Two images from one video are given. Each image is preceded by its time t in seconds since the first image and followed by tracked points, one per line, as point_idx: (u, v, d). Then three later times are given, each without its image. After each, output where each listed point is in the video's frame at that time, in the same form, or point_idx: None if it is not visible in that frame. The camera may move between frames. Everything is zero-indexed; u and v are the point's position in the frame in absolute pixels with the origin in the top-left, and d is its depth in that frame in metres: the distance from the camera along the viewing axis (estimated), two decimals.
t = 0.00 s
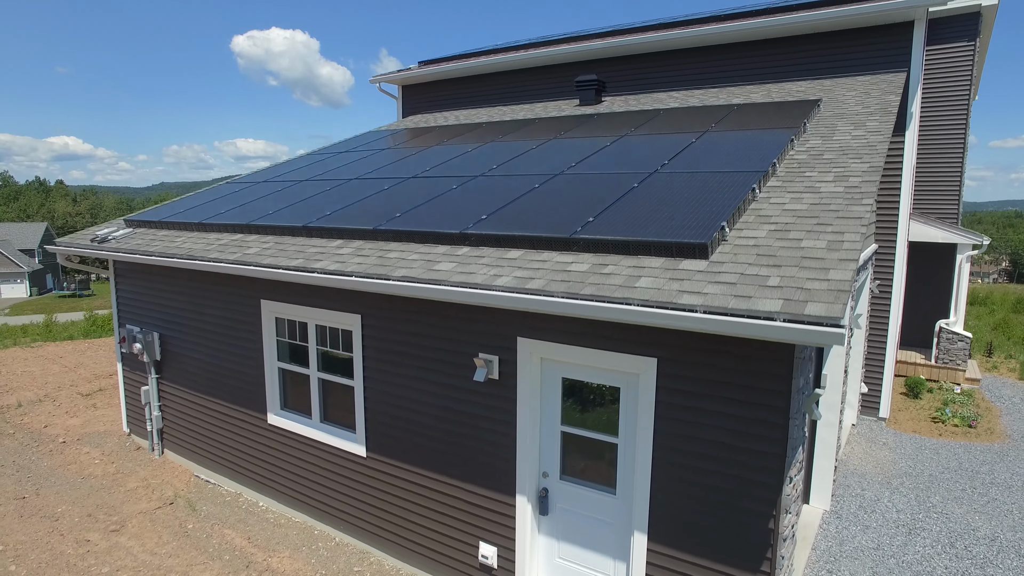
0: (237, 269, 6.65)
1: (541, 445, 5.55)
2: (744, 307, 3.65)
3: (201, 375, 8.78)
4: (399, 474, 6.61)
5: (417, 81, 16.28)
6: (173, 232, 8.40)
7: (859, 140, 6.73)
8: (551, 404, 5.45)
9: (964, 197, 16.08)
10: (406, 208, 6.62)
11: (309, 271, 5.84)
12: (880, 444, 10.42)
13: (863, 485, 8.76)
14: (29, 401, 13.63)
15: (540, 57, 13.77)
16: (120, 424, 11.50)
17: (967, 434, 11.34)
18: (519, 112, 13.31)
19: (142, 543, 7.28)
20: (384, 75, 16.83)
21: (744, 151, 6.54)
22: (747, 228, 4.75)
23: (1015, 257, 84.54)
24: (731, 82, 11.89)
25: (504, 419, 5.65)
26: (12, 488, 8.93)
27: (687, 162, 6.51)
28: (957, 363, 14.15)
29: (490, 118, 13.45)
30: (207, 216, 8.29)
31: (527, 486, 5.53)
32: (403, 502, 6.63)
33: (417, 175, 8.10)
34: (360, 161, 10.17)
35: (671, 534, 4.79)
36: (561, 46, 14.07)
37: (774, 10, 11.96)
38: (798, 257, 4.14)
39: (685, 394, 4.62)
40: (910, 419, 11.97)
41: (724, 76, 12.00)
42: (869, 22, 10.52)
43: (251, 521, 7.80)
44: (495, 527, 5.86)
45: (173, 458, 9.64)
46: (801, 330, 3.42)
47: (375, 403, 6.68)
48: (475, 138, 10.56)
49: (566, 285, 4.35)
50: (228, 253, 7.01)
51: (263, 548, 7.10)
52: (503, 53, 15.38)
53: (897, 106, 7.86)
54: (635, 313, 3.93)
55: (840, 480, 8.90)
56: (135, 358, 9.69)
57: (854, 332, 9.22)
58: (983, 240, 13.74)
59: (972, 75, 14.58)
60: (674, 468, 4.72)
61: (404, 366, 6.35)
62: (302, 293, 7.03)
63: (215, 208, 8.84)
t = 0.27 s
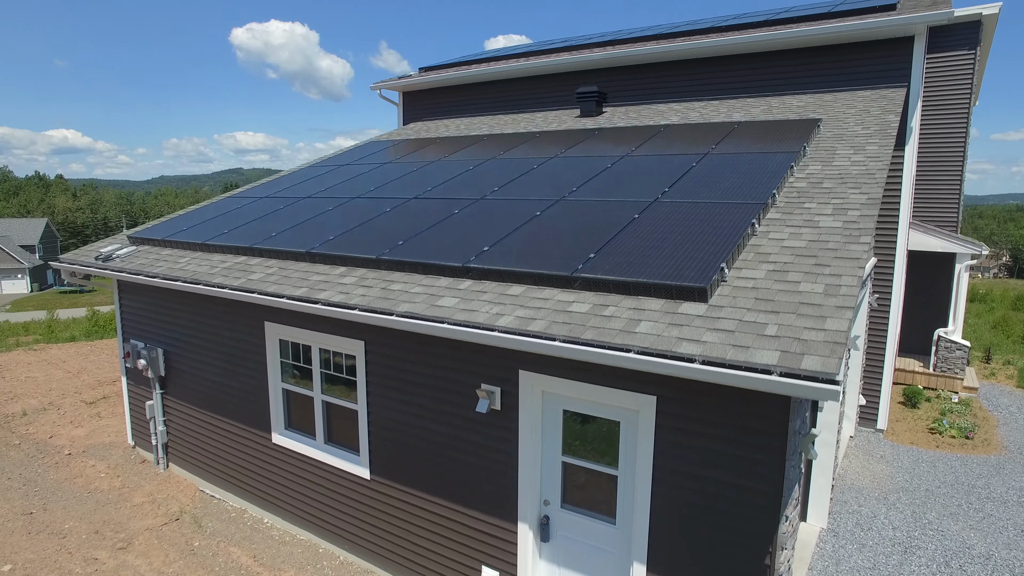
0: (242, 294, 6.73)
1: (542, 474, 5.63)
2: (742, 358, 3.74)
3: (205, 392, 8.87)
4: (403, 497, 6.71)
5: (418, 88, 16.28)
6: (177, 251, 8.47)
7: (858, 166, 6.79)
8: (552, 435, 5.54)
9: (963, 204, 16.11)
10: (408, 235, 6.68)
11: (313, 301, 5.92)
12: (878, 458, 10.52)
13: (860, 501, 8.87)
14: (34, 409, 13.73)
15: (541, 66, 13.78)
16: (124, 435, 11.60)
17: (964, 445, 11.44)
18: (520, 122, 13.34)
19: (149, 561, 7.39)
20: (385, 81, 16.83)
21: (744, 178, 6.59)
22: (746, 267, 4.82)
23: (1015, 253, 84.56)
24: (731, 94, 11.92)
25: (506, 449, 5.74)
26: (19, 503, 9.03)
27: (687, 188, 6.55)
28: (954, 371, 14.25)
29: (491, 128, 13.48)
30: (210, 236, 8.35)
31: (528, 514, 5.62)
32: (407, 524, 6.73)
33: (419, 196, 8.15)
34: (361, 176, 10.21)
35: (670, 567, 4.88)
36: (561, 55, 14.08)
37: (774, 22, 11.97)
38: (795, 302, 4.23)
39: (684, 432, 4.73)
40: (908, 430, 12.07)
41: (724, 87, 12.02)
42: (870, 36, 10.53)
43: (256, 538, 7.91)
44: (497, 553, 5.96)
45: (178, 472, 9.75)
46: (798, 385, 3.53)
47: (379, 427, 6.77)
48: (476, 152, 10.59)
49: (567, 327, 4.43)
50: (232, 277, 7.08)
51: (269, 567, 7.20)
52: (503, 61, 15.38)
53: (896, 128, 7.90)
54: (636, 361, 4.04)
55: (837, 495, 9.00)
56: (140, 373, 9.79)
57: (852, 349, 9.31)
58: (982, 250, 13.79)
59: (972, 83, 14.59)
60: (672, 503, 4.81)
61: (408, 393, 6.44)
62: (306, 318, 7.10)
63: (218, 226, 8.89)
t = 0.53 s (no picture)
0: (247, 321, 6.80)
1: (544, 504, 5.71)
2: (740, 408, 3.83)
3: (210, 409, 8.97)
4: (407, 521, 6.80)
5: (419, 95, 16.27)
6: (181, 271, 8.54)
7: (857, 194, 6.84)
8: (554, 465, 5.63)
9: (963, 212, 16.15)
10: (411, 262, 6.74)
11: (318, 332, 6.00)
12: (875, 471, 10.63)
13: (857, 517, 8.98)
14: (39, 418, 13.82)
15: (542, 76, 13.79)
16: (129, 447, 11.70)
17: (961, 457, 11.54)
18: (521, 133, 13.37)
19: None
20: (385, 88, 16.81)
21: (744, 206, 6.64)
22: (745, 306, 4.90)
23: (1015, 249, 84.60)
24: (732, 106, 11.95)
25: (509, 478, 5.83)
26: (27, 518, 9.14)
27: (688, 215, 6.60)
28: (953, 380, 14.42)
29: (492, 139, 13.51)
30: (214, 256, 8.41)
31: (530, 541, 5.71)
32: (411, 547, 6.82)
33: (422, 217, 8.19)
34: (363, 192, 10.25)
35: None
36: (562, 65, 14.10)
37: (775, 35, 11.98)
38: (793, 347, 4.31)
39: (683, 470, 4.83)
40: (905, 441, 12.17)
41: (725, 100, 12.04)
42: (870, 52, 10.55)
43: (262, 556, 8.02)
44: None
45: (183, 487, 9.86)
46: (795, 439, 3.62)
47: (383, 451, 6.88)
48: (477, 167, 10.63)
49: (570, 370, 4.52)
50: (237, 302, 7.15)
51: None
52: (504, 69, 15.38)
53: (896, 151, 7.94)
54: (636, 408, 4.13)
55: (835, 512, 9.11)
56: (145, 389, 9.88)
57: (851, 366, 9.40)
58: (981, 260, 13.86)
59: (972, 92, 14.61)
60: (672, 537, 4.91)
61: (412, 419, 6.53)
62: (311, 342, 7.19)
63: (221, 245, 8.94)
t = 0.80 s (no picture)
0: (250, 349, 6.86)
1: (545, 535, 5.77)
2: (738, 460, 3.89)
3: (214, 428, 9.04)
4: (410, 546, 6.88)
5: (420, 104, 16.25)
6: (185, 292, 8.59)
7: (857, 222, 6.87)
8: (555, 498, 5.69)
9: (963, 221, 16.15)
10: (413, 290, 6.79)
11: (322, 365, 6.06)
12: (874, 486, 10.71)
13: (856, 536, 9.06)
14: (42, 429, 13.89)
15: (543, 88, 13.79)
16: (133, 460, 11.78)
17: (959, 470, 11.63)
18: (522, 145, 13.38)
19: None
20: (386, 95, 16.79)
21: (745, 235, 6.68)
22: (745, 347, 4.95)
23: (1016, 246, 84.56)
24: (733, 120, 11.94)
25: (510, 509, 5.91)
26: (33, 535, 9.23)
27: (689, 244, 6.64)
28: (952, 391, 14.53)
29: (493, 151, 13.53)
30: (218, 278, 8.46)
31: (532, 572, 5.78)
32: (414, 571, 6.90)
33: (424, 239, 8.23)
34: (365, 209, 10.28)
35: None
36: (563, 76, 14.09)
37: (776, 49, 11.97)
38: (792, 393, 4.36)
39: (683, 509, 4.91)
40: (904, 454, 12.24)
41: (726, 113, 12.05)
42: (871, 68, 10.54)
43: None
44: None
45: (188, 502, 9.94)
46: (792, 495, 3.68)
47: (387, 478, 6.96)
48: (479, 183, 10.64)
49: (571, 415, 4.58)
50: (240, 329, 7.20)
51: None
52: (505, 79, 15.37)
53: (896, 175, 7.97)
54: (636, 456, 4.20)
55: (833, 530, 9.19)
56: (148, 406, 9.96)
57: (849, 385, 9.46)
58: (981, 272, 13.90)
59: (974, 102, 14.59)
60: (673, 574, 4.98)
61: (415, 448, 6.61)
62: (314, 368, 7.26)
63: (223, 265, 8.98)
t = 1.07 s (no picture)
0: (253, 378, 6.90)
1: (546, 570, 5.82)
2: (736, 513, 3.94)
3: (217, 449, 9.09)
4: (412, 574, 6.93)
5: (420, 114, 16.24)
6: (187, 315, 8.62)
7: (857, 252, 6.90)
8: (555, 533, 5.74)
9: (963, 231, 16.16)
10: (415, 320, 6.84)
11: (324, 399, 6.10)
12: (872, 503, 10.77)
13: (854, 556, 9.13)
14: (45, 441, 13.95)
15: (543, 100, 13.78)
16: (135, 475, 11.84)
17: (958, 486, 11.69)
18: (523, 158, 13.38)
19: None
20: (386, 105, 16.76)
21: (745, 266, 6.70)
22: (744, 390, 5.00)
23: (1016, 245, 84.55)
24: (733, 136, 11.95)
25: (512, 543, 5.97)
26: (36, 554, 9.28)
27: (689, 275, 6.66)
28: (951, 402, 14.59)
29: (494, 164, 13.53)
30: (219, 301, 8.49)
31: None
32: None
33: (425, 264, 8.26)
34: (366, 228, 10.31)
35: None
36: (564, 88, 14.08)
37: (777, 64, 11.95)
38: (790, 442, 4.41)
39: (682, 550, 4.96)
40: (903, 468, 12.30)
41: (727, 129, 12.05)
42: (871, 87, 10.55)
43: None
44: None
45: (190, 521, 9.98)
46: (790, 551, 3.73)
47: (388, 506, 7.02)
48: (479, 201, 10.66)
49: (572, 461, 4.63)
50: (242, 356, 7.23)
51: None
52: (505, 90, 15.35)
53: (896, 201, 7.99)
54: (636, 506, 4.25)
55: (832, 550, 9.25)
56: (151, 424, 10.01)
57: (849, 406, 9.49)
58: (980, 285, 13.93)
59: (974, 114, 14.58)
60: None
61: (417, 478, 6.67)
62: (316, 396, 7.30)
63: (225, 287, 9.01)
